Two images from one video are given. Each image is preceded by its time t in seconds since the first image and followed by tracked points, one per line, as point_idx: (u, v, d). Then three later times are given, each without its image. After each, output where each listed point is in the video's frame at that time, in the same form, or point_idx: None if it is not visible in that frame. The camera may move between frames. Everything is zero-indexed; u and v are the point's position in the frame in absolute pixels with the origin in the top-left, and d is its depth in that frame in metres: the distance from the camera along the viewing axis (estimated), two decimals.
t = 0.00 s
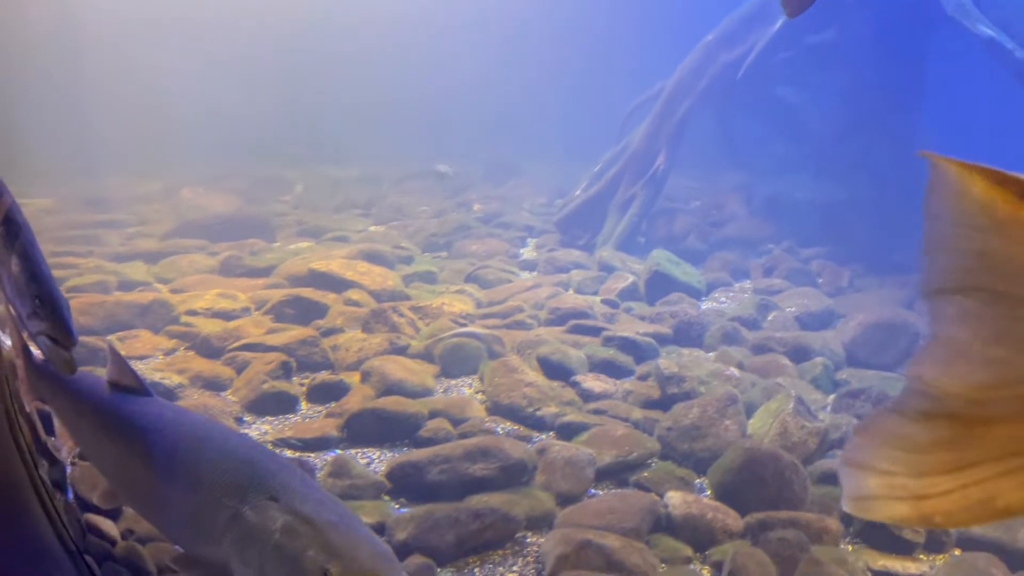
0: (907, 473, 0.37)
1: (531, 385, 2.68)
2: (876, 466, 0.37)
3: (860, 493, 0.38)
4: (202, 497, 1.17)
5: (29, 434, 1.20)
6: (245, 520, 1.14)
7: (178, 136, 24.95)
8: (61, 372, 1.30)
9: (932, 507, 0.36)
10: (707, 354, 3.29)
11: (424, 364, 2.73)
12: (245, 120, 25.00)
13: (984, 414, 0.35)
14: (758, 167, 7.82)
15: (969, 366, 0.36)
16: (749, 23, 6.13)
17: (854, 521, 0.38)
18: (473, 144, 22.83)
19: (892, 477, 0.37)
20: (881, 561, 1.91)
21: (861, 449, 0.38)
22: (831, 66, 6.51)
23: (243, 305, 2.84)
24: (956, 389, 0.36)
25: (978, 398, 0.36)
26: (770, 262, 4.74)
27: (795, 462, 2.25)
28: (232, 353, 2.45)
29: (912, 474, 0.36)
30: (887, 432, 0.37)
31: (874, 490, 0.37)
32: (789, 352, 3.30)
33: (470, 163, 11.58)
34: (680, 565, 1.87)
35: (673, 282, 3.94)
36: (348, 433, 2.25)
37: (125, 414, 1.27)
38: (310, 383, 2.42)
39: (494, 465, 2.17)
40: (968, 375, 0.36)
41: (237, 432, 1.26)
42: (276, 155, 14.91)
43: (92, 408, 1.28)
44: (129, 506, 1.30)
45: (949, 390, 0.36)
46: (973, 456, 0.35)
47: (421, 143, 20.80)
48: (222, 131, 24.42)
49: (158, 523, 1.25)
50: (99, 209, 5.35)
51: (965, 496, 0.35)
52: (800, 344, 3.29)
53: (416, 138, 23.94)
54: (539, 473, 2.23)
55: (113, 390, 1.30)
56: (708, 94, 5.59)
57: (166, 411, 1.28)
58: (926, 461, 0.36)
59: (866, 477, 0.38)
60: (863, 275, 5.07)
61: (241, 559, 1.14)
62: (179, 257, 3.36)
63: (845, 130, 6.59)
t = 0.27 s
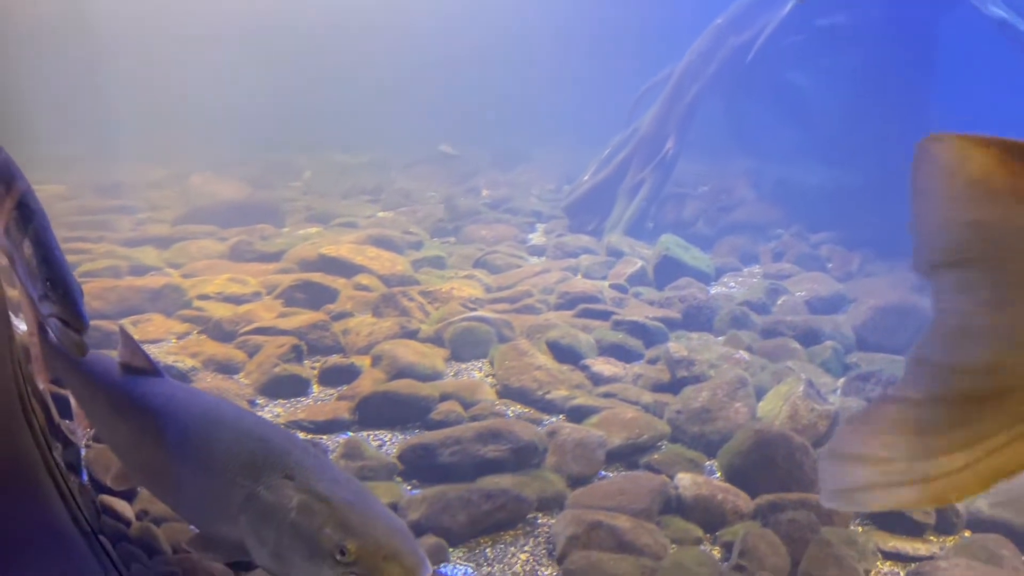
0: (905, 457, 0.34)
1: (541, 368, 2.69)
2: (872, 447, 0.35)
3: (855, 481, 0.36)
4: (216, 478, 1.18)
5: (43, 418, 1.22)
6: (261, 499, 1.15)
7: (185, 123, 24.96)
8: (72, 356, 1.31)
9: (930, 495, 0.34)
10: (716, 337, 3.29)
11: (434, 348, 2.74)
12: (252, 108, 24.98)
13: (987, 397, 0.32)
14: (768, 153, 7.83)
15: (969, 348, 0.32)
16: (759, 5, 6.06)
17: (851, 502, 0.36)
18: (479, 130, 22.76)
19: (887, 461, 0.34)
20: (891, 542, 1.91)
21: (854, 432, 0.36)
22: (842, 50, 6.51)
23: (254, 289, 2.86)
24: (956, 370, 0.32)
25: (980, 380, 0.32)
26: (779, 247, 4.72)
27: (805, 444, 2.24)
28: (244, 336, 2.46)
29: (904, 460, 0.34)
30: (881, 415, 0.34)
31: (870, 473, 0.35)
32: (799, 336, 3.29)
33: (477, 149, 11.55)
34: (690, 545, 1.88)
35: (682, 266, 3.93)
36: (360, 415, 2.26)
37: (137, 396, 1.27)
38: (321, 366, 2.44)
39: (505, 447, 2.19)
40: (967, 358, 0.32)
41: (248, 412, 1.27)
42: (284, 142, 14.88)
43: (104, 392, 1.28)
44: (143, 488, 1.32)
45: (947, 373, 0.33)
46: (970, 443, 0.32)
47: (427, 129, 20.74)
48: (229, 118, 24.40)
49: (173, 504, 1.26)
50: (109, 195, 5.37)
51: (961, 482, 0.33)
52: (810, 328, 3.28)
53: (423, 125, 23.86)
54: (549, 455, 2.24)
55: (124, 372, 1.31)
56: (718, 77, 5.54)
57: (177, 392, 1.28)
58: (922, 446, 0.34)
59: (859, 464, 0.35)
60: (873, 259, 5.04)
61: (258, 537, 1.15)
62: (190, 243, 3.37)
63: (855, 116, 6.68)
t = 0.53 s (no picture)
0: (900, 365, 0.40)
1: (550, 351, 2.70)
2: (871, 363, 0.41)
3: (858, 394, 0.42)
4: (229, 456, 1.19)
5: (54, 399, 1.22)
6: (272, 476, 1.16)
7: (190, 112, 24.96)
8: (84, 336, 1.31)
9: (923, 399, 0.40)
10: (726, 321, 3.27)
11: (444, 332, 2.75)
12: (258, 96, 24.93)
13: (971, 299, 0.38)
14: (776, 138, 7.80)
15: (959, 250, 0.39)
16: None
17: (857, 416, 0.42)
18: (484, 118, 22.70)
19: (887, 370, 0.41)
20: (901, 523, 1.91)
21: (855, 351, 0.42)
22: (850, 34, 6.47)
23: (264, 274, 2.86)
24: (942, 272, 0.39)
25: (966, 281, 0.39)
26: (788, 232, 4.70)
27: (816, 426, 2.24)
28: (255, 321, 2.47)
29: (902, 370, 0.40)
30: (880, 330, 0.41)
31: (870, 386, 0.42)
32: (809, 320, 3.28)
33: (483, 136, 11.51)
34: (700, 526, 1.88)
35: (690, 251, 3.93)
36: (370, 398, 2.27)
37: (148, 376, 1.28)
38: (331, 350, 2.44)
39: (515, 429, 2.19)
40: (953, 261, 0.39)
41: (259, 392, 1.27)
42: (289, 130, 14.86)
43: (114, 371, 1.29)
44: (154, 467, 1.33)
45: (938, 275, 0.40)
46: (955, 345, 0.39)
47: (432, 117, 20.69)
48: (234, 107, 24.38)
49: (184, 483, 1.27)
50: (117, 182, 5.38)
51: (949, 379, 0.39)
52: (819, 312, 3.27)
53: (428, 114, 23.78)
54: (559, 438, 2.24)
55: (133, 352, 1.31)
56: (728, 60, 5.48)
57: (189, 372, 1.29)
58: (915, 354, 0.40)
59: (862, 376, 0.42)
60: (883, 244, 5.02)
61: (269, 514, 1.16)
62: (199, 228, 3.38)
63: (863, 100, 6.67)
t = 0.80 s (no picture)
0: (906, 334, 0.46)
1: (559, 335, 2.71)
2: (878, 331, 0.47)
3: (866, 358, 0.47)
4: (241, 434, 1.22)
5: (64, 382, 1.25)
6: (282, 454, 1.18)
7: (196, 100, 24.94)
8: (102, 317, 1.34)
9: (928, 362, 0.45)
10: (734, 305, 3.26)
11: (453, 316, 2.76)
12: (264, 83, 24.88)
13: (970, 281, 0.45)
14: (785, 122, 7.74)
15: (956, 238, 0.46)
16: None
17: (862, 374, 0.48)
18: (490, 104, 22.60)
19: (893, 334, 0.46)
20: (910, 505, 1.90)
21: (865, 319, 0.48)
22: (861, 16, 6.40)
23: (273, 257, 2.86)
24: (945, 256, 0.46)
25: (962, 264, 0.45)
26: (798, 216, 4.67)
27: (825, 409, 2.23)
28: (265, 305, 2.48)
29: (908, 337, 0.46)
30: (886, 302, 0.47)
31: (875, 351, 0.47)
32: (818, 304, 3.26)
33: (490, 121, 11.45)
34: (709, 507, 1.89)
35: (699, 236, 3.89)
36: (380, 382, 2.28)
37: (161, 355, 1.31)
38: (341, 334, 2.46)
39: (524, 411, 2.21)
40: (956, 245, 0.46)
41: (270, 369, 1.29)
42: (296, 116, 14.82)
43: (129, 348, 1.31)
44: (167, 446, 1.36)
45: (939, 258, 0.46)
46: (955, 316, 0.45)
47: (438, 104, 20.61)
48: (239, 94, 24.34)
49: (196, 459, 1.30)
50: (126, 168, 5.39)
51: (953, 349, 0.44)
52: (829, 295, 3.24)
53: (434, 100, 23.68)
54: (568, 421, 2.26)
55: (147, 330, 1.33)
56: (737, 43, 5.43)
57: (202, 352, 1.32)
58: (920, 322, 0.45)
59: (869, 341, 0.47)
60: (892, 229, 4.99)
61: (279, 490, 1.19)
62: (209, 214, 3.39)
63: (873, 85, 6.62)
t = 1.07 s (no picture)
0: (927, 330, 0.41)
1: (567, 320, 2.71)
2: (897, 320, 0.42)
3: (890, 348, 0.42)
4: (249, 413, 1.31)
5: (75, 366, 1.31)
6: (290, 433, 1.28)
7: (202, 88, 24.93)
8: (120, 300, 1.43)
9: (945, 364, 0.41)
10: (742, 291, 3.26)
11: (461, 301, 2.77)
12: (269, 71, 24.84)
13: (980, 279, 0.40)
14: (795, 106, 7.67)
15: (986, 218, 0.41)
16: None
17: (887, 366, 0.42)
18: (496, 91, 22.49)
19: (912, 323, 0.41)
20: (919, 489, 1.84)
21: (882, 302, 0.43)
22: None
23: (281, 245, 2.82)
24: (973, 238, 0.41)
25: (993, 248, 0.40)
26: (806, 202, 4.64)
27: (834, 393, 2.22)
28: (274, 291, 2.49)
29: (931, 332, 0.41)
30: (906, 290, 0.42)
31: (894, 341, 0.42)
32: (826, 288, 3.25)
33: (497, 107, 11.40)
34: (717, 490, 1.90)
35: (706, 222, 3.87)
36: (389, 367, 2.29)
37: (173, 338, 1.40)
38: (350, 320, 2.47)
39: (532, 397, 2.25)
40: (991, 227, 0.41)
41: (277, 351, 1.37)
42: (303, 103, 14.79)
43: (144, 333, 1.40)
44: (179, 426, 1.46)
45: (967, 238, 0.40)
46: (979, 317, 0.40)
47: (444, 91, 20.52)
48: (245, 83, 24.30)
49: (209, 440, 1.39)
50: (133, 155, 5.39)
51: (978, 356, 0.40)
52: (837, 280, 3.20)
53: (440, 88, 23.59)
54: (576, 405, 2.27)
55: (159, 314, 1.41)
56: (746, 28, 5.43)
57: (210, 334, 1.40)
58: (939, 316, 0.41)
59: (886, 329, 0.42)
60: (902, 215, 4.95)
61: (289, 470, 1.29)
62: (217, 201, 3.40)
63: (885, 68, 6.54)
